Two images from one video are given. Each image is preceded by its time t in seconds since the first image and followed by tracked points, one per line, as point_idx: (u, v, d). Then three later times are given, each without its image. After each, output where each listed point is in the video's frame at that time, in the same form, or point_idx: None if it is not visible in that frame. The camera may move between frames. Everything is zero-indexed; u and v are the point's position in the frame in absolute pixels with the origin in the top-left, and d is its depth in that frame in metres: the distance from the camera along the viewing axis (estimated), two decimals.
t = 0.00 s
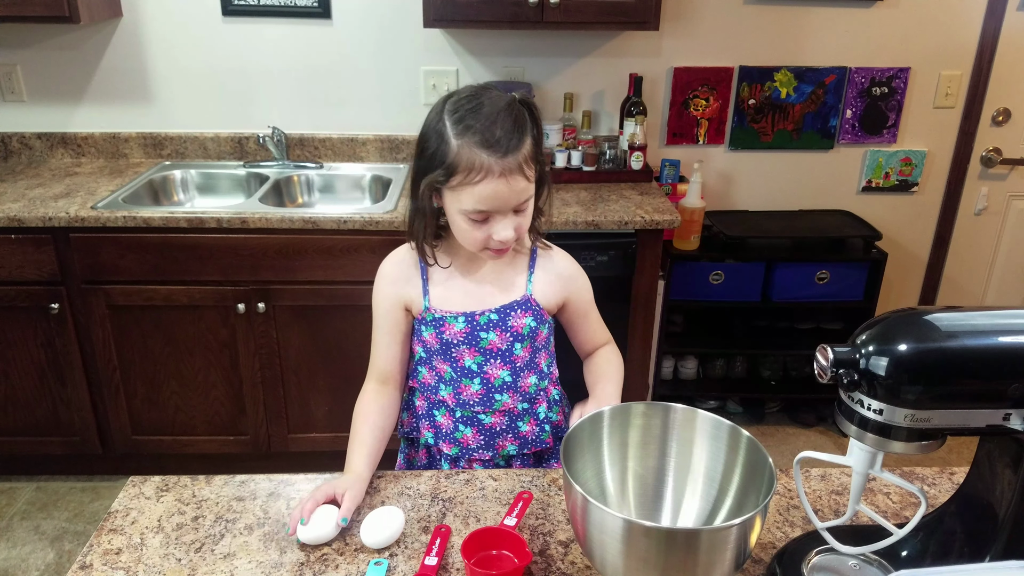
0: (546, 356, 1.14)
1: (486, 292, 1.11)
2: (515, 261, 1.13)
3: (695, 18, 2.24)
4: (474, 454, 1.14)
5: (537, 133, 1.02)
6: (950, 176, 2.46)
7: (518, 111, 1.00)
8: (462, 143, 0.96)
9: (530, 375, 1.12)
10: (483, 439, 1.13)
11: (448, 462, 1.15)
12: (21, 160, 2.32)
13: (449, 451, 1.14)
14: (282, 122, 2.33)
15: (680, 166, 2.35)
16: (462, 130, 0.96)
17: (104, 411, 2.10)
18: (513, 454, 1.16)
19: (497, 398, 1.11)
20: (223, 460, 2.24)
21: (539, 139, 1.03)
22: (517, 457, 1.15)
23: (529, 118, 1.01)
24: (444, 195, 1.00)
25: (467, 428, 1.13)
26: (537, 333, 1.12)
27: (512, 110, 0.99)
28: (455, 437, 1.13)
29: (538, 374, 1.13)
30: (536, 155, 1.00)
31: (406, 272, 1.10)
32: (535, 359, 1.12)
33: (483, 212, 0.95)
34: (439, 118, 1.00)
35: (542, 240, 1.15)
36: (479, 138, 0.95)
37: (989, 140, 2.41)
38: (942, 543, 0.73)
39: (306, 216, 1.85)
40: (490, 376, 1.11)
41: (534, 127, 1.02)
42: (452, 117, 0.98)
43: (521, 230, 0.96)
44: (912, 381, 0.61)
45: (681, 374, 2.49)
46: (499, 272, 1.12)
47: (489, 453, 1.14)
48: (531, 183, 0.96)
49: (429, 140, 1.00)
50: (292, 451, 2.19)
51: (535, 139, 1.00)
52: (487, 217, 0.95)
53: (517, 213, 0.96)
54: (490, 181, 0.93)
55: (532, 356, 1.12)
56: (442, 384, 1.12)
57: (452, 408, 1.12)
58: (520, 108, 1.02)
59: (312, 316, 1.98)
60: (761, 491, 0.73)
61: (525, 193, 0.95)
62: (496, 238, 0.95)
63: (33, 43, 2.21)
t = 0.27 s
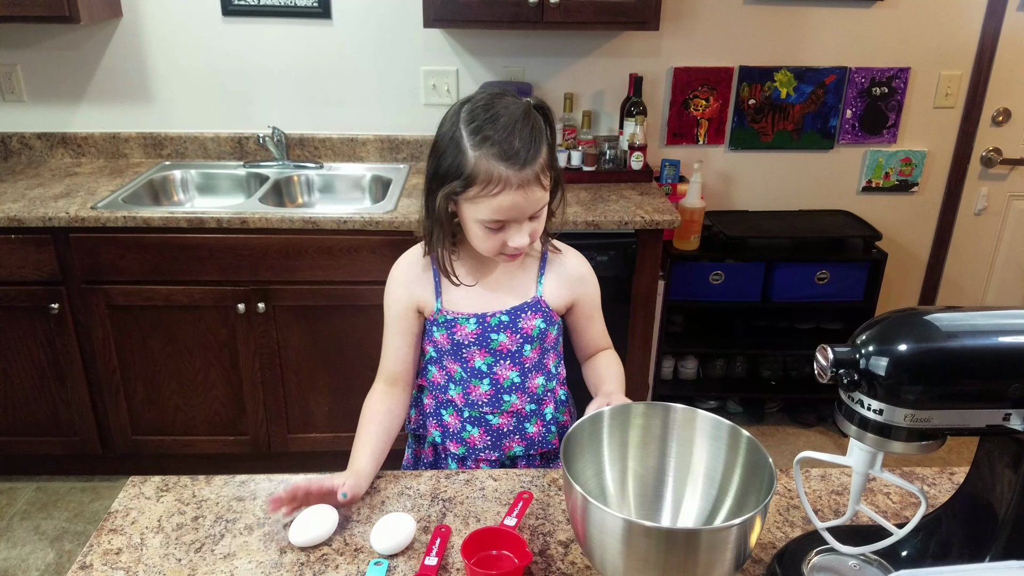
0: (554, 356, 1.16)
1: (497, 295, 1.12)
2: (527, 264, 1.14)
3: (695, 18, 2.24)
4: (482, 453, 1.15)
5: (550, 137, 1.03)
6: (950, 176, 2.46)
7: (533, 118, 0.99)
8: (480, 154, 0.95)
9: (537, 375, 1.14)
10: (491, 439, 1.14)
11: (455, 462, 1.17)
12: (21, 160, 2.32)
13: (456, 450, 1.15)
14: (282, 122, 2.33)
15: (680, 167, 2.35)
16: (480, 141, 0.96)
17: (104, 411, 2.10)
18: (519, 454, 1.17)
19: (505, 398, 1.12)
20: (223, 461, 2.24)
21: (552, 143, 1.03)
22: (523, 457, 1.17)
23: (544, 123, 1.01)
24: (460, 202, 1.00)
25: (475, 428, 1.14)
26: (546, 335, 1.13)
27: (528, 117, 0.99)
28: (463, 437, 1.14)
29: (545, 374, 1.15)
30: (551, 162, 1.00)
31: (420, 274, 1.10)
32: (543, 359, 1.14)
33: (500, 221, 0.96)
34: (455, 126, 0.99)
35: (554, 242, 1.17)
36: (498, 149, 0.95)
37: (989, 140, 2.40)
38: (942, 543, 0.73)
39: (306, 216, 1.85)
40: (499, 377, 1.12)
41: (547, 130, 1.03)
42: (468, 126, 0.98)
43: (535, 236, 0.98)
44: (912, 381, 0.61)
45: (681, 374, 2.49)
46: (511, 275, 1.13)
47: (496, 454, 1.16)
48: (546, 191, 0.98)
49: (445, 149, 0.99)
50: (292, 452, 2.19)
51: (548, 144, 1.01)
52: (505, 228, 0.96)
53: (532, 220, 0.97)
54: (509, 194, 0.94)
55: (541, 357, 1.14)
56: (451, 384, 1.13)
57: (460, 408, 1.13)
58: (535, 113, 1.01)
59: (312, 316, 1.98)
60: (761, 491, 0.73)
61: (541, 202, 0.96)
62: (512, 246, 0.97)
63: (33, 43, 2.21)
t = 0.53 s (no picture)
0: (560, 356, 1.15)
1: (504, 292, 1.13)
2: (534, 262, 1.15)
3: (695, 18, 2.24)
4: (488, 453, 1.18)
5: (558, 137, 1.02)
6: (950, 176, 2.46)
7: (541, 116, 0.99)
8: (483, 151, 0.96)
9: (543, 375, 1.13)
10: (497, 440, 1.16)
11: (462, 462, 1.20)
12: (21, 160, 2.32)
13: (462, 450, 1.17)
14: (282, 122, 2.33)
15: (680, 167, 2.35)
16: (485, 137, 0.97)
17: (104, 411, 2.10)
18: (525, 455, 1.19)
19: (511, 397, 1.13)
20: (223, 460, 2.24)
21: (561, 143, 1.03)
22: (529, 459, 1.18)
23: (551, 123, 1.01)
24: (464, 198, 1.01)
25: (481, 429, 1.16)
26: (552, 334, 1.14)
27: (535, 116, 0.99)
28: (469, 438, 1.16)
29: (551, 375, 1.14)
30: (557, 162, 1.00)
31: (428, 271, 1.12)
32: (548, 359, 1.14)
33: (502, 218, 0.97)
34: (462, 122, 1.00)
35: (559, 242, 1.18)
36: (501, 146, 0.95)
37: (989, 140, 2.41)
38: (942, 543, 0.73)
39: (306, 216, 1.85)
40: (506, 375, 1.13)
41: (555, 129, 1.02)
42: (475, 123, 0.98)
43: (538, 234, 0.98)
44: (912, 381, 0.61)
45: (681, 374, 2.49)
46: (518, 272, 1.14)
47: (502, 454, 1.17)
48: (550, 189, 0.97)
49: (452, 144, 1.00)
50: (292, 451, 2.19)
51: (555, 142, 1.01)
52: (506, 225, 0.97)
53: (535, 218, 0.97)
54: (510, 191, 0.95)
55: (547, 356, 1.14)
56: (457, 382, 1.13)
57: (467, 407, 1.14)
58: (543, 113, 1.01)
59: (312, 315, 1.98)
60: (761, 490, 0.73)
61: (543, 200, 0.96)
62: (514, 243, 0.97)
63: (33, 43, 2.21)
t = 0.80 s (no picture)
0: (568, 356, 1.17)
1: (513, 288, 1.15)
2: (542, 260, 1.16)
3: (695, 19, 2.24)
4: (495, 452, 1.19)
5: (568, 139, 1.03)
6: (950, 176, 2.46)
7: (552, 116, 1.00)
8: (491, 146, 0.97)
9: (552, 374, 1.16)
10: (504, 438, 1.18)
11: (470, 461, 1.20)
12: (21, 160, 2.32)
13: (470, 448, 1.19)
14: (282, 122, 2.33)
15: (680, 167, 2.35)
16: (493, 133, 0.97)
17: (104, 411, 2.10)
18: (533, 455, 1.19)
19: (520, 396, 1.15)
20: (224, 461, 2.24)
21: (571, 145, 1.03)
22: (536, 457, 1.18)
23: (562, 123, 1.01)
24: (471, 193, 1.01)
25: (489, 427, 1.17)
26: (562, 332, 1.16)
27: (545, 115, 0.99)
28: (477, 436, 1.18)
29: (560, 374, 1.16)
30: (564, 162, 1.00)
31: (439, 267, 1.13)
32: (557, 359, 1.16)
33: (506, 213, 0.97)
34: (473, 118, 1.01)
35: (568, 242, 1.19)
36: (509, 142, 0.95)
37: (989, 140, 2.41)
38: (942, 543, 0.73)
39: (306, 216, 1.85)
40: (516, 373, 1.15)
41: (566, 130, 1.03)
42: (485, 118, 0.99)
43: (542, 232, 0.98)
44: (913, 381, 0.61)
45: (681, 374, 2.49)
46: (526, 269, 1.16)
47: (509, 453, 1.19)
48: (556, 188, 0.97)
49: (462, 139, 1.01)
50: (292, 451, 2.18)
51: (565, 142, 1.01)
52: (511, 220, 0.97)
53: (539, 216, 0.97)
54: (515, 186, 0.95)
55: (556, 355, 1.16)
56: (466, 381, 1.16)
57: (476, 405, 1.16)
58: (555, 113, 1.02)
59: (312, 315, 1.98)
60: (761, 490, 0.73)
61: (549, 198, 0.96)
62: (517, 239, 0.97)
63: (33, 43, 2.21)
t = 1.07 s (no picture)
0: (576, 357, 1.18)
1: (523, 287, 1.15)
2: (552, 261, 1.17)
3: (695, 19, 2.24)
4: (502, 451, 1.19)
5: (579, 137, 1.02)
6: (950, 176, 2.46)
7: (563, 115, 1.00)
8: (501, 143, 0.97)
9: (560, 374, 1.16)
10: (510, 437, 1.18)
11: (476, 459, 1.21)
12: (21, 160, 2.32)
13: (476, 447, 1.19)
14: (282, 122, 2.33)
15: (680, 167, 2.36)
16: (504, 131, 0.97)
17: (104, 411, 2.10)
18: (539, 454, 1.19)
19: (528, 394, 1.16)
20: (224, 461, 2.24)
21: (583, 144, 1.03)
22: (542, 457, 1.19)
23: (573, 122, 1.01)
24: (481, 191, 1.01)
25: (496, 425, 1.18)
26: (571, 332, 1.16)
27: (556, 114, 0.99)
28: (484, 434, 1.18)
29: (568, 374, 1.16)
30: (574, 160, 1.00)
31: (449, 265, 1.13)
32: (566, 358, 1.16)
33: (516, 211, 0.97)
34: (484, 117, 1.01)
35: (578, 243, 1.19)
36: (519, 139, 0.95)
37: (989, 140, 2.41)
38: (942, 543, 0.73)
39: (306, 216, 1.85)
40: (524, 372, 1.15)
41: (577, 129, 1.03)
42: (495, 117, 0.99)
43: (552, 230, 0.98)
44: (912, 381, 0.61)
45: (681, 374, 2.49)
46: (535, 268, 1.16)
47: (516, 452, 1.19)
48: (566, 186, 0.97)
49: (472, 137, 1.01)
50: (292, 452, 2.18)
51: (576, 141, 1.01)
52: (521, 218, 0.97)
53: (549, 214, 0.97)
54: (525, 184, 0.94)
55: (564, 355, 1.16)
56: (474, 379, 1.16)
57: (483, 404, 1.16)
58: (566, 112, 1.02)
59: (312, 315, 1.98)
60: (761, 490, 0.73)
61: (558, 196, 0.96)
62: (526, 237, 0.97)
63: (33, 43, 2.21)
